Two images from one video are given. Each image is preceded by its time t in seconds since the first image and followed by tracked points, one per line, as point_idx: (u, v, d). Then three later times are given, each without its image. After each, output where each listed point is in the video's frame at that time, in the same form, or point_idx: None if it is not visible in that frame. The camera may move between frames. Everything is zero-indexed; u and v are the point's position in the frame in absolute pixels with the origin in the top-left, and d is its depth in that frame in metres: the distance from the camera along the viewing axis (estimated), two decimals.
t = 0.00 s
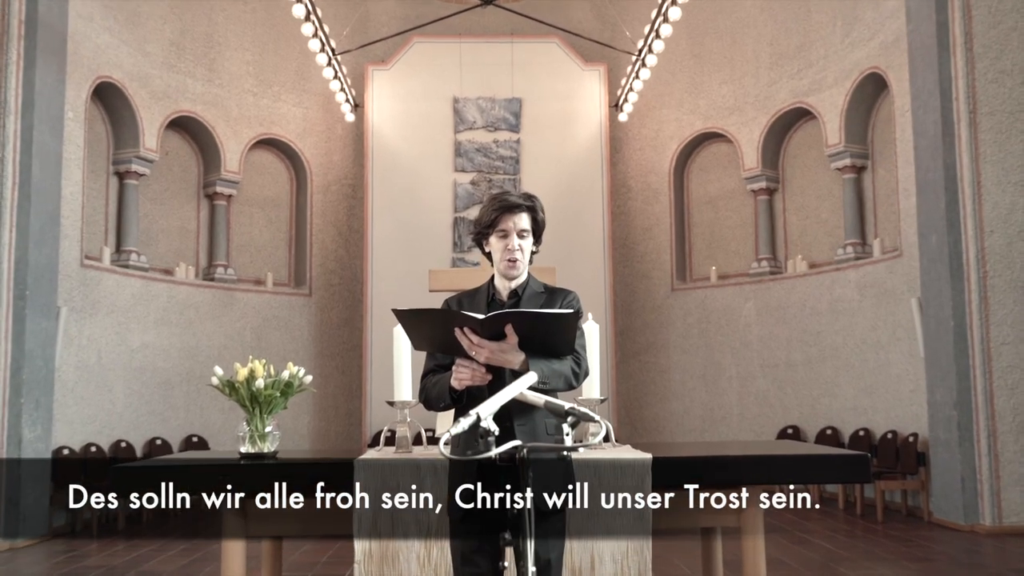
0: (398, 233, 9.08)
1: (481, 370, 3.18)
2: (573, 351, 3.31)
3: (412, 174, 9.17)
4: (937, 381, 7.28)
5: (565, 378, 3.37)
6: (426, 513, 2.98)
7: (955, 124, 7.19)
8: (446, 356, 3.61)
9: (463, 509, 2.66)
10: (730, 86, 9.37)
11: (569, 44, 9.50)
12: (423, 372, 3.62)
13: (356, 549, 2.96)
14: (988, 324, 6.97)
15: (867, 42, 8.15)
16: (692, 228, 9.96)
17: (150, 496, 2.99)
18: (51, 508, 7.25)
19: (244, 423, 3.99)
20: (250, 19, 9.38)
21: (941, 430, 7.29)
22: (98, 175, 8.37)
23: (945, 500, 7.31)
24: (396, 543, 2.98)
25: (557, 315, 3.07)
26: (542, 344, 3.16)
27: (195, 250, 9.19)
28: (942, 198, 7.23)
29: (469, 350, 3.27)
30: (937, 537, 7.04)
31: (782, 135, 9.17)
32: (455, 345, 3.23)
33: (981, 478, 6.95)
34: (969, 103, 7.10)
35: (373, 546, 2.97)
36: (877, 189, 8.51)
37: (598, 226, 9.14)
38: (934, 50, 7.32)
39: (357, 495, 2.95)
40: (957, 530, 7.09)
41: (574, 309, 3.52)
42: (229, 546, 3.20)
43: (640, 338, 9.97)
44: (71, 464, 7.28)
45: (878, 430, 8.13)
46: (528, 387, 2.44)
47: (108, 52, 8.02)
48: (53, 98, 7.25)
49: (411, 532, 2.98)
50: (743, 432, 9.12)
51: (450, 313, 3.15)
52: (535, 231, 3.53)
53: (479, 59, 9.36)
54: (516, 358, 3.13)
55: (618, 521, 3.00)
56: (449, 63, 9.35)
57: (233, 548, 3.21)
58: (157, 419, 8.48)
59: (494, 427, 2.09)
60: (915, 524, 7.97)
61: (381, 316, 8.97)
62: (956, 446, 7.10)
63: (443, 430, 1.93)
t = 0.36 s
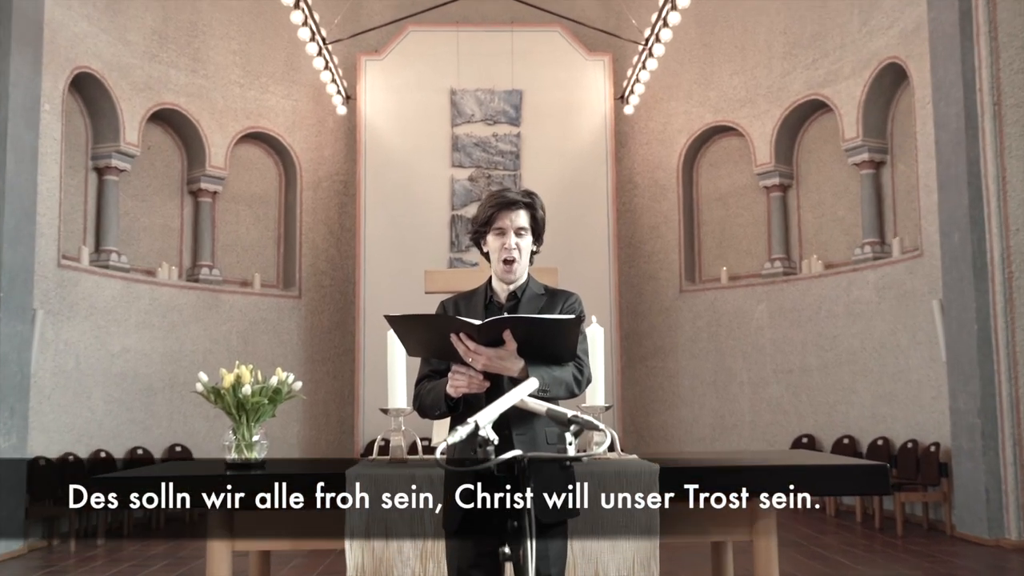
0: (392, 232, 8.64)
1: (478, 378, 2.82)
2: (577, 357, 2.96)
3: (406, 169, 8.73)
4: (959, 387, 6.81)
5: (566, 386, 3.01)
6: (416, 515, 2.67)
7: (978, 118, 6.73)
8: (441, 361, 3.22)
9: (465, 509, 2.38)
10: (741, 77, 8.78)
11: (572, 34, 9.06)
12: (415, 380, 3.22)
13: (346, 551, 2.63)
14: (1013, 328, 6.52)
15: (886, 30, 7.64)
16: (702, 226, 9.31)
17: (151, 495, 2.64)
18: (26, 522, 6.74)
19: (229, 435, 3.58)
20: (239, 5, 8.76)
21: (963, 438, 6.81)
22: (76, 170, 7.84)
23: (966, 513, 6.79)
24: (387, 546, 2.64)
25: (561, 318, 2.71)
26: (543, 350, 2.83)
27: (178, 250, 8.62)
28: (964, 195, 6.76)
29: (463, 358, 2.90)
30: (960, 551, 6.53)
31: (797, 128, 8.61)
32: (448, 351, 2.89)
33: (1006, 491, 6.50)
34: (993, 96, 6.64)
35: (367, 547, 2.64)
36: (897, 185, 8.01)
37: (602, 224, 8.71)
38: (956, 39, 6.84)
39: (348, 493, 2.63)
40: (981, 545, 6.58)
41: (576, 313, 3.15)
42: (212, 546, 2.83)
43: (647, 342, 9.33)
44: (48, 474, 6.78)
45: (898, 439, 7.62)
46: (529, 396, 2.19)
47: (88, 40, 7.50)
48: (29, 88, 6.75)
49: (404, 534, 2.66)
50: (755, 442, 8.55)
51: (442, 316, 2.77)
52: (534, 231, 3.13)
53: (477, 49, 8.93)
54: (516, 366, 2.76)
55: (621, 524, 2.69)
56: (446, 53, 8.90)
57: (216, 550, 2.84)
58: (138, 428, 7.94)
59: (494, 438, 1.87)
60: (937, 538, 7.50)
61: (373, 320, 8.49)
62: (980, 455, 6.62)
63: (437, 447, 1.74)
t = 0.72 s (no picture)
0: (385, 231, 8.25)
1: (475, 383, 2.58)
2: (580, 358, 2.70)
3: (401, 164, 8.34)
4: (982, 394, 6.38)
5: (569, 391, 2.74)
6: (412, 518, 2.65)
7: (1002, 110, 6.33)
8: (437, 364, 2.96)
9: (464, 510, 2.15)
10: (752, 68, 8.30)
11: (575, 23, 8.65)
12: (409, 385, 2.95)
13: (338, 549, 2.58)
14: None
15: (903, 18, 7.17)
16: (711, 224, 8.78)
17: (150, 495, 2.46)
18: None
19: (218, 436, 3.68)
20: None
21: (987, 447, 6.37)
22: (54, 166, 7.29)
23: (991, 526, 6.33)
24: (380, 546, 2.61)
25: (564, 316, 2.46)
26: (544, 351, 2.58)
27: (161, 249, 8.11)
28: (987, 190, 6.34)
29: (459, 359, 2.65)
30: (982, 566, 6.07)
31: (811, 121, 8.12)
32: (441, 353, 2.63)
33: None
34: (1018, 88, 6.23)
35: (361, 547, 2.60)
36: (915, 180, 7.50)
37: (607, 222, 8.32)
38: (977, 28, 6.43)
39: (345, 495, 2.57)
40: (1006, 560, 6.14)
41: (578, 314, 2.88)
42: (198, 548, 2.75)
43: (654, 346, 8.82)
44: (25, 485, 6.27)
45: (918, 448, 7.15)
46: (531, 402, 2.00)
47: (67, 28, 7.00)
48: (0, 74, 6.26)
49: (397, 536, 2.63)
50: (768, 452, 8.06)
51: (436, 315, 2.51)
52: (535, 228, 2.84)
53: (475, 39, 8.53)
54: (514, 370, 2.51)
55: (618, 525, 2.55)
56: (443, 43, 8.51)
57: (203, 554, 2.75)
58: (118, 437, 7.42)
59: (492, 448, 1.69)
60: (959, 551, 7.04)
61: (367, 325, 8.11)
62: (1005, 465, 6.18)
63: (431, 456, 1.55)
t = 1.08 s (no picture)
0: (382, 231, 8.02)
1: (472, 387, 2.47)
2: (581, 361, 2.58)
3: (397, 161, 8.11)
4: (997, 399, 6.11)
5: (569, 396, 2.62)
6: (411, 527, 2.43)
7: (1017, 106, 6.08)
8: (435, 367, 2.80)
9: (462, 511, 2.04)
10: (760, 63, 8.01)
11: (577, 17, 8.41)
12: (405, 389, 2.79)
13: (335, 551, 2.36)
14: None
15: (914, 12, 6.92)
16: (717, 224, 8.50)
17: (151, 495, 2.36)
18: None
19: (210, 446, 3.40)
20: None
21: (1003, 454, 6.09)
22: (40, 163, 7.00)
23: (1005, 536, 6.05)
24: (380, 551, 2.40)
25: (563, 317, 2.35)
26: (543, 355, 2.46)
27: (150, 249, 7.82)
28: (1002, 187, 6.08)
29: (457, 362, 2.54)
30: None
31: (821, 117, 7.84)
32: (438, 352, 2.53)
33: None
34: None
35: (356, 552, 2.38)
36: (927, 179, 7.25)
37: (609, 222, 8.10)
38: (992, 21, 6.16)
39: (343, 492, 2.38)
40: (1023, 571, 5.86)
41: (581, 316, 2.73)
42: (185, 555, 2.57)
43: (658, 350, 8.53)
44: (10, 490, 5.98)
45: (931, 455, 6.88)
46: (530, 405, 1.90)
47: (54, 21, 6.71)
48: None
49: (394, 546, 2.42)
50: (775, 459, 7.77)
51: (432, 316, 2.39)
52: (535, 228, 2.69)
53: (473, 33, 8.30)
54: (512, 373, 2.40)
55: (621, 527, 2.37)
56: (440, 37, 8.28)
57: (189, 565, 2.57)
58: (106, 442, 7.11)
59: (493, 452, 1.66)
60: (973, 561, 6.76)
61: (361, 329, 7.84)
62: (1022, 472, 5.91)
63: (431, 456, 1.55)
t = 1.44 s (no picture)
0: (376, 229, 7.64)
1: (470, 394, 2.40)
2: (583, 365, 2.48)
3: (391, 156, 7.73)
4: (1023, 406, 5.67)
5: (572, 402, 2.52)
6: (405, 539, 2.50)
7: None
8: (430, 373, 2.73)
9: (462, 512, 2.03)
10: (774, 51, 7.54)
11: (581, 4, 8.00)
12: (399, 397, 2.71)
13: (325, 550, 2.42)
14: None
15: None
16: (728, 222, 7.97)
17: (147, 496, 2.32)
18: None
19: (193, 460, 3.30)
20: None
21: None
22: (14, 156, 6.54)
23: None
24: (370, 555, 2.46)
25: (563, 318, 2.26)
26: (544, 359, 2.36)
27: (132, 249, 7.35)
28: None
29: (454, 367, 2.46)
30: None
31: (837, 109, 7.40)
32: (434, 357, 2.46)
33: None
34: None
35: (347, 562, 2.44)
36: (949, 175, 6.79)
37: (614, 220, 7.72)
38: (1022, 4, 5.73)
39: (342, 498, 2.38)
40: None
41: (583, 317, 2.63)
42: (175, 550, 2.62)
43: (665, 354, 8.03)
44: None
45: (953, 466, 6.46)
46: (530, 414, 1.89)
47: (28, 7, 6.26)
48: None
49: (387, 557, 2.49)
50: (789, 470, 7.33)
51: (426, 320, 2.32)
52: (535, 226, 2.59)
53: (470, 21, 7.91)
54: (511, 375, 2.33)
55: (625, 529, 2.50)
56: (436, 26, 7.88)
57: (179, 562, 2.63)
58: (84, 450, 6.64)
59: (492, 459, 1.72)
60: None
61: (353, 333, 7.49)
62: None
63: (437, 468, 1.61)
